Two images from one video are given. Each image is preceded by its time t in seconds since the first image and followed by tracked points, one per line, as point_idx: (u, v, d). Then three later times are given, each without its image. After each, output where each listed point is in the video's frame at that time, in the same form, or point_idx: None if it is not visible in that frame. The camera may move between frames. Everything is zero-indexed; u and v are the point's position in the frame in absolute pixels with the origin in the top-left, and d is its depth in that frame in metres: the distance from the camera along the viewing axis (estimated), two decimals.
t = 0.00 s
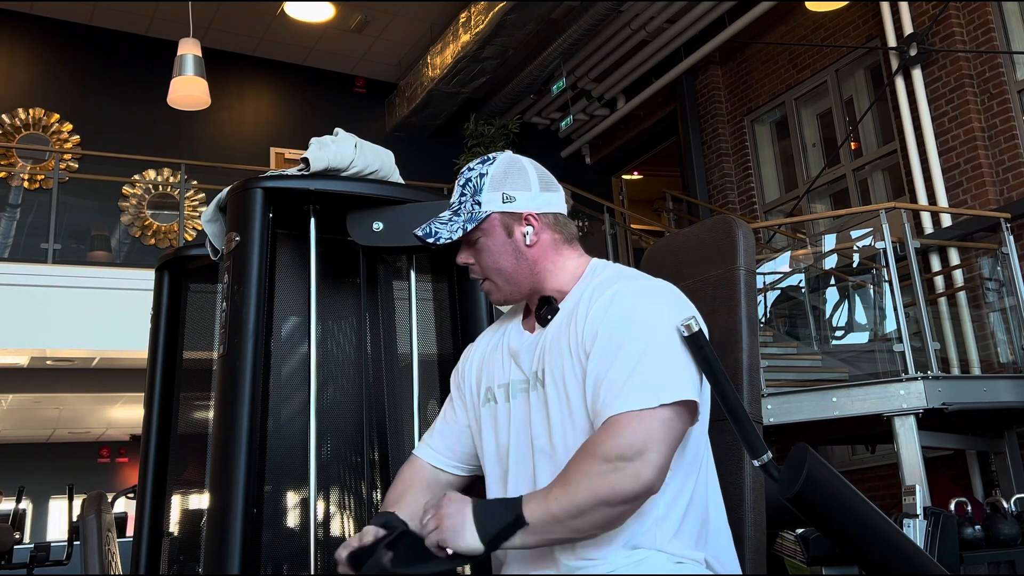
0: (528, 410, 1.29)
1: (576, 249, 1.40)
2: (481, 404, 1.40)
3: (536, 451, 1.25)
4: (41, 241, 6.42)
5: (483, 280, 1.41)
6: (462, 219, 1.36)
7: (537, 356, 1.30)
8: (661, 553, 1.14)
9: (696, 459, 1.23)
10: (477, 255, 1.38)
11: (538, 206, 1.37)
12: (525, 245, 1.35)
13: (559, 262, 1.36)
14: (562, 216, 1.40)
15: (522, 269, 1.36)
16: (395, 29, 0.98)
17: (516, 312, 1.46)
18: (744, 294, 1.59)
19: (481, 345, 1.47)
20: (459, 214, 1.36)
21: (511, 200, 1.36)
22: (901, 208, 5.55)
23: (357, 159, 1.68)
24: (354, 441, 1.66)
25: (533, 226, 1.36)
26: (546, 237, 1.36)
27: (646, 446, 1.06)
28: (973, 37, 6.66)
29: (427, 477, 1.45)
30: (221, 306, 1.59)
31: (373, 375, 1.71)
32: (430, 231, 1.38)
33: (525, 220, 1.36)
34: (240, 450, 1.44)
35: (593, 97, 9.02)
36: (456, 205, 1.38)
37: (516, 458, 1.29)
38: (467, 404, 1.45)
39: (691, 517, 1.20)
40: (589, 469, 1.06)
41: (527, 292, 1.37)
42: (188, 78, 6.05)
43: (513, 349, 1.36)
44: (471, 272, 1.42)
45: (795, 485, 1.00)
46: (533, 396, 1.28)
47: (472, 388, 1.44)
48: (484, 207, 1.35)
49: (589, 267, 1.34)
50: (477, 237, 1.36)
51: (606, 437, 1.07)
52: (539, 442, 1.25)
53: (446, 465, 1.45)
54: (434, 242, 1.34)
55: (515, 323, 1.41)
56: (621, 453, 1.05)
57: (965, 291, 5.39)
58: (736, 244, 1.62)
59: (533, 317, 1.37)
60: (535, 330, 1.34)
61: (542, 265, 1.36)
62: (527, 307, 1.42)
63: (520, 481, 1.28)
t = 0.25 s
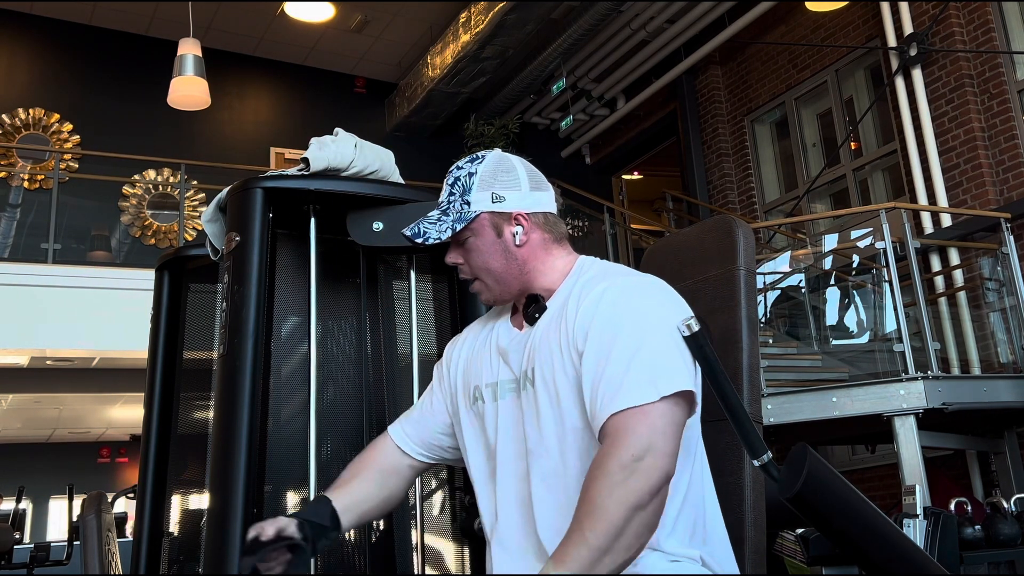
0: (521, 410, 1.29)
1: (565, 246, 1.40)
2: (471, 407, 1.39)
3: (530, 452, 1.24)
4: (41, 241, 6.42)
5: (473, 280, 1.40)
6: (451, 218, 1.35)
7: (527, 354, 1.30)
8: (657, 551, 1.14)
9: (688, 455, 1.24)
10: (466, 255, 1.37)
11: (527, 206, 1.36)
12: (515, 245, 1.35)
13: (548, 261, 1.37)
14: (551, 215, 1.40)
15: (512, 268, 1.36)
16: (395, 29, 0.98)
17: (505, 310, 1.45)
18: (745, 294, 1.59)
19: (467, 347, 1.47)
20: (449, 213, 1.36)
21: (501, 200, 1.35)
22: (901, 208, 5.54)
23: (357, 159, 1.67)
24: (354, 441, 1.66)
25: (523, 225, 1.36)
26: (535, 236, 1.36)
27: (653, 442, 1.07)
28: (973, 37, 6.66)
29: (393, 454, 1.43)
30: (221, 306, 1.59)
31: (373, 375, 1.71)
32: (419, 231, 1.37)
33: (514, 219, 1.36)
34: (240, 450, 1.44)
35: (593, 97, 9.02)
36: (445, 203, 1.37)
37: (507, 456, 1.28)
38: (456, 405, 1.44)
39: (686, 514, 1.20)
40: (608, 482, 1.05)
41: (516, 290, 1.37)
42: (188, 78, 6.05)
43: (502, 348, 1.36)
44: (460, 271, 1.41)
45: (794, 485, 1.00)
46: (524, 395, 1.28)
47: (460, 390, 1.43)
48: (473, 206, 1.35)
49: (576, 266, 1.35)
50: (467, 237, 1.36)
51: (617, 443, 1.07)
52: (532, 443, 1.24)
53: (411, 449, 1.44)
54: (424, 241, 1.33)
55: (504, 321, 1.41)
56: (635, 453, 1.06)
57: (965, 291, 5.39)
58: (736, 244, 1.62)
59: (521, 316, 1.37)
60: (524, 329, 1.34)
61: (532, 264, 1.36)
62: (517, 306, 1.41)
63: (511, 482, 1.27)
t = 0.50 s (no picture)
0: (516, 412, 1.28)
1: (562, 244, 1.39)
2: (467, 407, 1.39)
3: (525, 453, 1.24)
4: (41, 241, 6.43)
5: (473, 279, 1.40)
6: (449, 218, 1.35)
7: (522, 353, 1.30)
8: (655, 552, 1.15)
9: (687, 455, 1.23)
10: (465, 254, 1.37)
11: (524, 203, 1.36)
12: (513, 243, 1.35)
13: (547, 259, 1.36)
14: (549, 212, 1.39)
15: (509, 267, 1.35)
16: (395, 29, 0.98)
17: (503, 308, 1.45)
18: (745, 294, 1.59)
19: (464, 345, 1.47)
20: (447, 214, 1.36)
21: (497, 197, 1.35)
22: (901, 208, 5.54)
23: (357, 159, 1.67)
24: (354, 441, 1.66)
25: (520, 223, 1.35)
26: (532, 234, 1.36)
27: (642, 447, 1.07)
28: (973, 37, 6.66)
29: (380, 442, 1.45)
30: (221, 306, 1.59)
31: (373, 376, 1.71)
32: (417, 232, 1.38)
33: (511, 217, 1.35)
34: (240, 451, 1.44)
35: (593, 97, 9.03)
36: (443, 204, 1.38)
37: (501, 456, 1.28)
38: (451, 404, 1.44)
39: (685, 514, 1.20)
40: (592, 487, 1.04)
41: (514, 289, 1.37)
42: (188, 78, 6.05)
43: (500, 348, 1.37)
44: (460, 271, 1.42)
45: (794, 485, 1.00)
46: (519, 395, 1.28)
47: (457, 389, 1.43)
48: (471, 206, 1.35)
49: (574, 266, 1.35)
50: (465, 237, 1.36)
51: (605, 447, 1.06)
52: (527, 444, 1.24)
53: (399, 444, 1.44)
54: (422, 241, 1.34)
55: (502, 320, 1.41)
56: (620, 461, 1.05)
57: (965, 291, 5.39)
58: (736, 244, 1.62)
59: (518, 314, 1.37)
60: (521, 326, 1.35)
61: (529, 262, 1.36)
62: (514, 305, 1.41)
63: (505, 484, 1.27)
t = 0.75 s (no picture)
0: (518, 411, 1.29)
1: (563, 246, 1.39)
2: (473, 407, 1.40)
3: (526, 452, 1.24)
4: (41, 241, 6.42)
5: (476, 284, 1.41)
6: (448, 224, 1.37)
7: (524, 354, 1.30)
8: (656, 552, 1.14)
9: (688, 455, 1.24)
10: (467, 260, 1.39)
11: (521, 206, 1.36)
12: (512, 246, 1.35)
13: (546, 261, 1.36)
14: (549, 216, 1.40)
15: (509, 270, 1.36)
16: (395, 29, 0.98)
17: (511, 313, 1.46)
18: (744, 294, 1.59)
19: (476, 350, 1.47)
20: (447, 220, 1.37)
21: (494, 201, 1.36)
22: (901, 208, 5.54)
23: (357, 159, 1.67)
24: (354, 441, 1.66)
25: (518, 227, 1.36)
26: (531, 236, 1.36)
27: (644, 442, 1.07)
28: (973, 37, 6.66)
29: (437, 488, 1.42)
30: (221, 306, 1.59)
31: (373, 376, 1.71)
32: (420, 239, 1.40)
33: (509, 220, 1.36)
34: (240, 451, 1.44)
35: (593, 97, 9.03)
36: (444, 211, 1.40)
37: (503, 458, 1.28)
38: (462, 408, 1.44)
39: (685, 514, 1.20)
40: (591, 478, 1.05)
41: (516, 291, 1.37)
42: (188, 78, 6.05)
43: (504, 352, 1.37)
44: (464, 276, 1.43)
45: (794, 485, 1.00)
46: (522, 394, 1.28)
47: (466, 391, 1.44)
48: (468, 211, 1.36)
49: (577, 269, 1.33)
50: (465, 242, 1.38)
51: (604, 441, 1.07)
52: (527, 443, 1.24)
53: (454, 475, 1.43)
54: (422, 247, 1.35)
55: (509, 324, 1.42)
56: (616, 456, 1.06)
57: (965, 291, 5.39)
58: (736, 244, 1.62)
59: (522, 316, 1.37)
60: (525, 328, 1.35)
61: (529, 265, 1.36)
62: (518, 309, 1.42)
63: (507, 483, 1.27)
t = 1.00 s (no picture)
0: (524, 410, 1.29)
1: (563, 249, 1.39)
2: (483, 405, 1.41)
3: (532, 452, 1.24)
4: (41, 241, 6.42)
5: (482, 295, 1.43)
6: (446, 245, 1.39)
7: (531, 355, 1.30)
8: (663, 552, 1.14)
9: (694, 456, 1.24)
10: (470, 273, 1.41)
11: (513, 216, 1.36)
12: (508, 257, 1.36)
13: (545, 265, 1.36)
14: (545, 221, 1.40)
15: (509, 280, 1.37)
16: (395, 29, 0.98)
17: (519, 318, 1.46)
18: (745, 295, 1.59)
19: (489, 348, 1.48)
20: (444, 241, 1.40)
21: (485, 216, 1.37)
22: (901, 208, 5.54)
23: (357, 159, 1.68)
24: (354, 441, 1.66)
25: (512, 237, 1.36)
26: (527, 244, 1.36)
27: (646, 441, 1.07)
28: (973, 37, 6.66)
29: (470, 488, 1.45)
30: (221, 306, 1.59)
31: (373, 376, 1.71)
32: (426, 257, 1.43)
33: (502, 233, 1.36)
34: (240, 452, 1.44)
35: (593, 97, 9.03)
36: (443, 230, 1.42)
37: (511, 457, 1.29)
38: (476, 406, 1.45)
39: (693, 514, 1.20)
40: (592, 471, 1.06)
41: (522, 295, 1.37)
42: (188, 78, 6.05)
43: (512, 353, 1.37)
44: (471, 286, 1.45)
45: (793, 485, 1.00)
46: (528, 394, 1.28)
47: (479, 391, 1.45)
48: (462, 228, 1.37)
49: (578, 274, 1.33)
50: (466, 257, 1.40)
51: (606, 436, 1.07)
52: (534, 442, 1.24)
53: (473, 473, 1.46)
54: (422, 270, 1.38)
55: (516, 328, 1.42)
56: (617, 454, 1.06)
57: (965, 291, 5.39)
58: (736, 244, 1.62)
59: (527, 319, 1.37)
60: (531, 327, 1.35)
61: (528, 272, 1.36)
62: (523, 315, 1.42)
63: (512, 481, 1.28)
